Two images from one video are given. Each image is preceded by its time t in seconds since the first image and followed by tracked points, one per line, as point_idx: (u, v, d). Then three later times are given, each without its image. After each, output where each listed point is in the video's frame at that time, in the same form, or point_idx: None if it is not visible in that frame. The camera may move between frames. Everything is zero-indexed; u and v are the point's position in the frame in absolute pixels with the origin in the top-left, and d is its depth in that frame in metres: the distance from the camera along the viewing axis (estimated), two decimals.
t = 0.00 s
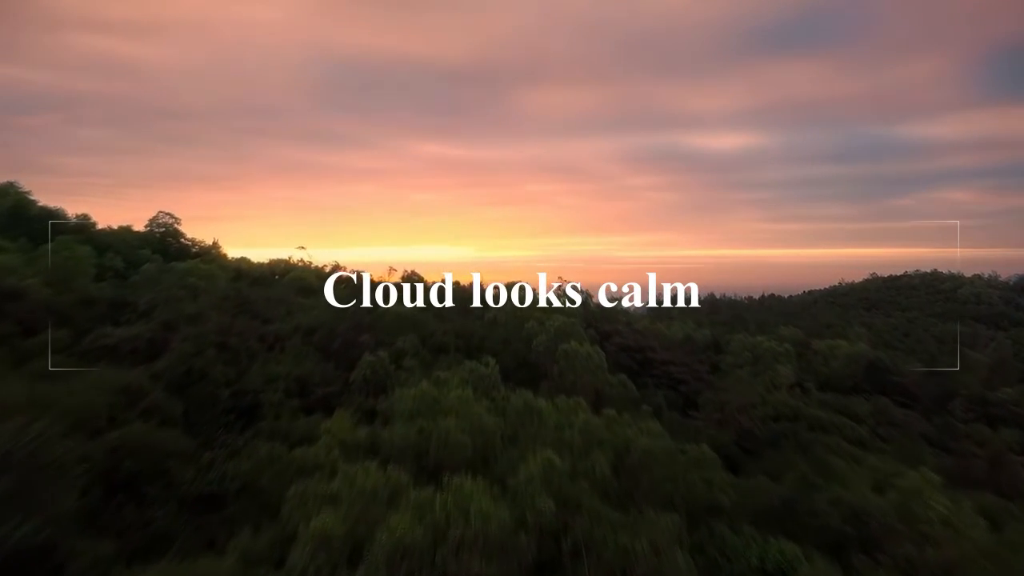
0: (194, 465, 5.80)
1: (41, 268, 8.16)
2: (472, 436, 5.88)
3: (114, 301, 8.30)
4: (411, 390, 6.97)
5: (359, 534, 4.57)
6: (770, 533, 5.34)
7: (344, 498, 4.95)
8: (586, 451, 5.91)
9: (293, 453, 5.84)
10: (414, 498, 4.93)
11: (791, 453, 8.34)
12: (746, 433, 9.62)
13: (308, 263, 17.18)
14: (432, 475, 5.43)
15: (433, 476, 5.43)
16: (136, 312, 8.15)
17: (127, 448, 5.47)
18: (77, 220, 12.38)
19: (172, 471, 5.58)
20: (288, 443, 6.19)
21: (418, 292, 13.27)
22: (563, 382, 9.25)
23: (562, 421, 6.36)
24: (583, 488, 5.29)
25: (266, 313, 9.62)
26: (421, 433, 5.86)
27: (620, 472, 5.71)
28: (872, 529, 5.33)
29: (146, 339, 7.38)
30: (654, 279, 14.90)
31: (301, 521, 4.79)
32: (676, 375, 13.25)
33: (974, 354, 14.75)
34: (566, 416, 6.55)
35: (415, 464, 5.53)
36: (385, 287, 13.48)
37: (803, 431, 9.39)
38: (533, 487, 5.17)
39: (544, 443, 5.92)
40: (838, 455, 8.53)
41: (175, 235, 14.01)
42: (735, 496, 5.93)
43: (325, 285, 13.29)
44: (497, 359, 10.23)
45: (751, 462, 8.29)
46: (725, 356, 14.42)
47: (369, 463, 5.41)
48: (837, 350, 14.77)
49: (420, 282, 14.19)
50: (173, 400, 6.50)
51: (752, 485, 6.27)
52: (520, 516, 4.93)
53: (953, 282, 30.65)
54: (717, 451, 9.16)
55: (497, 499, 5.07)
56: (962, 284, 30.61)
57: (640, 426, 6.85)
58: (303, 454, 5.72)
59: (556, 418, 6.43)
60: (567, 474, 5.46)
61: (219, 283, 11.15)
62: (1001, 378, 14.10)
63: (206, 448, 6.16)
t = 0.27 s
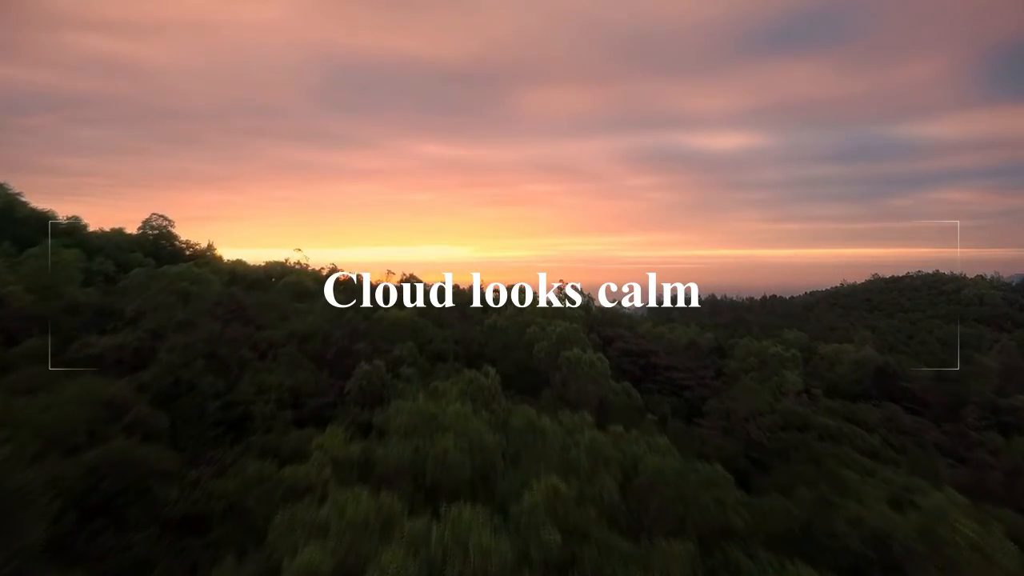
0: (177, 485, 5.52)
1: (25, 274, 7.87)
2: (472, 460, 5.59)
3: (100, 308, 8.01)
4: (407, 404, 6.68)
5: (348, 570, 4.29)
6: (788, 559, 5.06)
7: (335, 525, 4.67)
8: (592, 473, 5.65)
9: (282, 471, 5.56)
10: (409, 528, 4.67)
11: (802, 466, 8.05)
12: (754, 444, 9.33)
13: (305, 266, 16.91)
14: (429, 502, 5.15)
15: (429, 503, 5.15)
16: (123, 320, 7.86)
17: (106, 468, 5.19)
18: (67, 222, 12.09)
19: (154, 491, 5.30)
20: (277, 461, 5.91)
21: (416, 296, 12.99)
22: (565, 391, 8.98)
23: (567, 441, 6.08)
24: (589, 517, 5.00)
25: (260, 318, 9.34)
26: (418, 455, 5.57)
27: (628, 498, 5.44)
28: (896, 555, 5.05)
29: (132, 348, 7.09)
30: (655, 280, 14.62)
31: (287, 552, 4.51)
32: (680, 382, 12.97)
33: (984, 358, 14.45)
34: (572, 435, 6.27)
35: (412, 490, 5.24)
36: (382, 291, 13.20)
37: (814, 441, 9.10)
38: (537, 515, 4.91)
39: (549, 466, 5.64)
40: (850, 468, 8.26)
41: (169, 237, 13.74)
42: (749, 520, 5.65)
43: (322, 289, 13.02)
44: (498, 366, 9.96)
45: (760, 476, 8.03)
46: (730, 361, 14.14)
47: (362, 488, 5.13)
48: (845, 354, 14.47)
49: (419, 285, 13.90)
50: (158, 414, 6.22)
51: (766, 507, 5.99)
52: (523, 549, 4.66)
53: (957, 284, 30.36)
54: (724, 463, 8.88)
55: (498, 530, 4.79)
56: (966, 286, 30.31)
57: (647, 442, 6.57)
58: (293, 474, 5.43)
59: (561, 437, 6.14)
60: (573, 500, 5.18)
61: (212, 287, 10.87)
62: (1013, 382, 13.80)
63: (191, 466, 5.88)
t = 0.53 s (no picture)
0: (160, 506, 5.23)
1: (7, 280, 7.55)
2: (473, 488, 5.31)
3: (86, 314, 7.70)
4: (404, 419, 6.38)
5: None
6: None
7: (327, 560, 4.38)
8: (600, 499, 5.38)
9: (270, 493, 5.26)
10: (406, 567, 4.39)
11: (815, 481, 7.75)
12: (764, 454, 9.04)
13: (301, 268, 16.59)
14: (427, 535, 4.87)
15: (428, 536, 4.87)
16: (109, 328, 7.55)
17: (83, 489, 4.91)
18: (58, 224, 11.78)
19: (134, 513, 5.00)
20: (267, 482, 5.61)
21: (414, 300, 12.69)
22: (567, 399, 8.69)
23: (573, 466, 5.79)
24: (599, 554, 4.73)
25: (252, 325, 9.03)
26: (415, 479, 5.29)
27: (639, 531, 5.16)
28: None
29: (117, 358, 6.78)
30: (654, 280, 14.37)
31: None
32: (684, 389, 12.67)
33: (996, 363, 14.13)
34: (577, 458, 5.99)
35: (411, 520, 4.96)
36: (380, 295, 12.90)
37: (826, 452, 8.80)
38: (543, 552, 4.64)
39: (554, 495, 5.36)
40: (864, 482, 7.97)
41: (162, 240, 13.43)
42: (765, 553, 5.39)
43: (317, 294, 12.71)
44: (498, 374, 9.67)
45: (771, 491, 7.74)
46: (735, 366, 13.85)
47: (358, 519, 4.84)
48: (852, 359, 14.16)
49: (417, 287, 13.58)
50: (141, 430, 5.92)
51: (783, 536, 5.71)
52: None
53: (960, 285, 30.09)
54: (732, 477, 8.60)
55: (501, 570, 4.51)
56: (969, 288, 30.03)
57: (656, 462, 6.28)
58: (282, 497, 5.14)
59: (566, 462, 5.86)
60: (580, 535, 4.91)
61: (204, 293, 10.56)
62: None
63: (176, 485, 5.59)
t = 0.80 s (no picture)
0: (140, 530, 4.93)
1: None
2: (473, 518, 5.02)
3: (70, 322, 7.38)
4: (401, 437, 6.09)
5: None
6: None
7: None
8: (609, 529, 5.11)
9: (258, 517, 4.96)
10: None
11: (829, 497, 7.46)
12: (774, 465, 8.75)
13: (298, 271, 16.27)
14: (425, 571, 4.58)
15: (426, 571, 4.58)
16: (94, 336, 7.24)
17: (57, 513, 4.60)
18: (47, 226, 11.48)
19: (111, 540, 4.70)
20: (255, 505, 5.31)
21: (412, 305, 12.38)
22: (571, 409, 8.40)
23: (580, 492, 5.51)
24: None
25: (244, 332, 8.71)
26: (412, 506, 5.00)
27: (650, 566, 4.88)
28: None
29: (100, 368, 6.47)
30: (654, 280, 14.13)
31: None
32: (689, 396, 12.36)
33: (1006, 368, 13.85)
34: (583, 483, 5.70)
35: (406, 553, 4.67)
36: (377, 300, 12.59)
37: (839, 463, 8.51)
38: None
39: (559, 525, 5.08)
40: (880, 497, 7.68)
41: (156, 243, 13.12)
42: None
43: (313, 298, 12.40)
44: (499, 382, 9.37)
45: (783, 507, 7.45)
46: (740, 372, 13.54)
47: (351, 553, 4.56)
48: (860, 364, 13.87)
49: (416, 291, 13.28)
50: (124, 447, 5.61)
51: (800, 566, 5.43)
52: None
53: (963, 287, 29.79)
54: (741, 491, 8.31)
55: None
56: (972, 289, 29.73)
57: (667, 485, 6.00)
58: (270, 523, 4.84)
59: (572, 486, 5.57)
60: (588, 570, 4.63)
61: (196, 298, 10.25)
62: None
63: (159, 505, 5.28)
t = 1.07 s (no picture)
0: (115, 560, 4.62)
1: None
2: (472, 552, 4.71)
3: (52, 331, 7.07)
4: (397, 458, 5.78)
5: None
6: None
7: None
8: (620, 565, 4.79)
9: (242, 544, 4.65)
10: None
11: (845, 515, 7.15)
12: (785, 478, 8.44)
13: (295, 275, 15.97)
14: None
15: None
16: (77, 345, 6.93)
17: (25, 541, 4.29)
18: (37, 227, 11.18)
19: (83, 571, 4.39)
20: (240, 531, 5.00)
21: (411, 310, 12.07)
22: (575, 421, 8.11)
23: (587, 523, 5.19)
24: None
25: (236, 340, 8.41)
26: (407, 537, 4.68)
27: None
28: None
29: (81, 381, 6.17)
30: (654, 280, 13.96)
31: None
32: (695, 404, 12.06)
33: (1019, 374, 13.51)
34: (590, 512, 5.39)
35: None
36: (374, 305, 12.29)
37: (853, 477, 8.19)
38: None
39: (565, 563, 4.77)
40: (897, 513, 7.37)
41: (149, 246, 12.82)
42: None
43: (308, 305, 12.10)
44: (499, 392, 9.07)
45: (797, 525, 7.15)
46: (746, 379, 13.25)
47: None
48: (869, 370, 13.55)
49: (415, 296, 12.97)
50: (103, 466, 5.30)
51: None
52: None
53: (966, 289, 29.52)
54: (752, 501, 7.99)
55: None
56: (976, 291, 29.44)
57: (678, 508, 5.68)
58: (255, 553, 4.53)
59: (578, 516, 5.25)
60: None
61: (188, 304, 9.94)
62: None
63: (138, 530, 4.97)
